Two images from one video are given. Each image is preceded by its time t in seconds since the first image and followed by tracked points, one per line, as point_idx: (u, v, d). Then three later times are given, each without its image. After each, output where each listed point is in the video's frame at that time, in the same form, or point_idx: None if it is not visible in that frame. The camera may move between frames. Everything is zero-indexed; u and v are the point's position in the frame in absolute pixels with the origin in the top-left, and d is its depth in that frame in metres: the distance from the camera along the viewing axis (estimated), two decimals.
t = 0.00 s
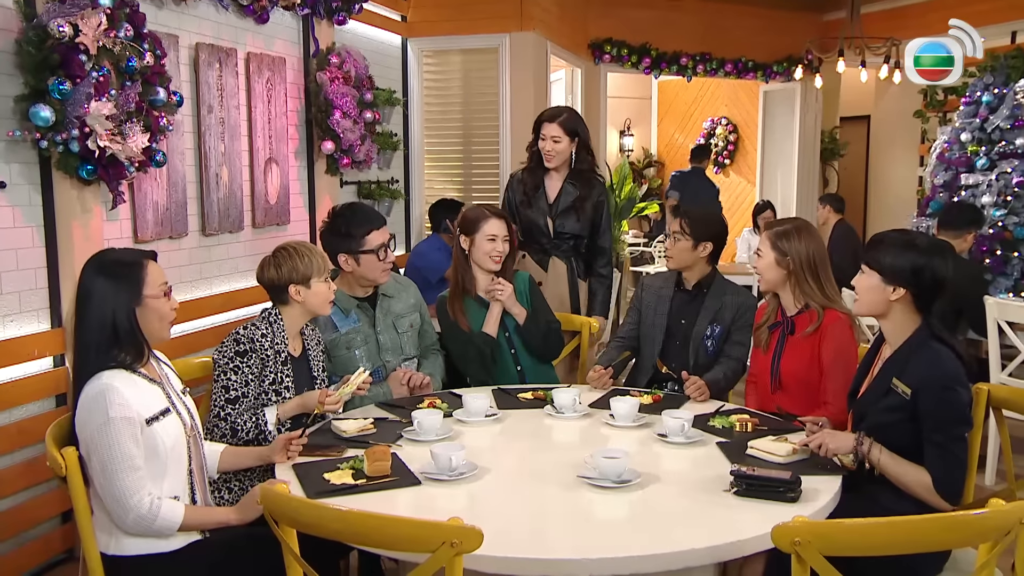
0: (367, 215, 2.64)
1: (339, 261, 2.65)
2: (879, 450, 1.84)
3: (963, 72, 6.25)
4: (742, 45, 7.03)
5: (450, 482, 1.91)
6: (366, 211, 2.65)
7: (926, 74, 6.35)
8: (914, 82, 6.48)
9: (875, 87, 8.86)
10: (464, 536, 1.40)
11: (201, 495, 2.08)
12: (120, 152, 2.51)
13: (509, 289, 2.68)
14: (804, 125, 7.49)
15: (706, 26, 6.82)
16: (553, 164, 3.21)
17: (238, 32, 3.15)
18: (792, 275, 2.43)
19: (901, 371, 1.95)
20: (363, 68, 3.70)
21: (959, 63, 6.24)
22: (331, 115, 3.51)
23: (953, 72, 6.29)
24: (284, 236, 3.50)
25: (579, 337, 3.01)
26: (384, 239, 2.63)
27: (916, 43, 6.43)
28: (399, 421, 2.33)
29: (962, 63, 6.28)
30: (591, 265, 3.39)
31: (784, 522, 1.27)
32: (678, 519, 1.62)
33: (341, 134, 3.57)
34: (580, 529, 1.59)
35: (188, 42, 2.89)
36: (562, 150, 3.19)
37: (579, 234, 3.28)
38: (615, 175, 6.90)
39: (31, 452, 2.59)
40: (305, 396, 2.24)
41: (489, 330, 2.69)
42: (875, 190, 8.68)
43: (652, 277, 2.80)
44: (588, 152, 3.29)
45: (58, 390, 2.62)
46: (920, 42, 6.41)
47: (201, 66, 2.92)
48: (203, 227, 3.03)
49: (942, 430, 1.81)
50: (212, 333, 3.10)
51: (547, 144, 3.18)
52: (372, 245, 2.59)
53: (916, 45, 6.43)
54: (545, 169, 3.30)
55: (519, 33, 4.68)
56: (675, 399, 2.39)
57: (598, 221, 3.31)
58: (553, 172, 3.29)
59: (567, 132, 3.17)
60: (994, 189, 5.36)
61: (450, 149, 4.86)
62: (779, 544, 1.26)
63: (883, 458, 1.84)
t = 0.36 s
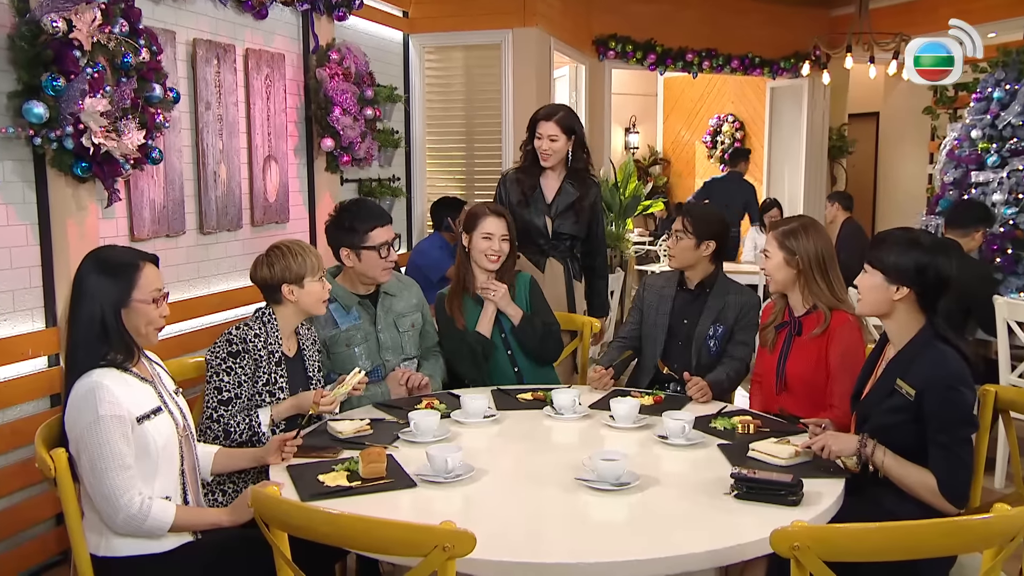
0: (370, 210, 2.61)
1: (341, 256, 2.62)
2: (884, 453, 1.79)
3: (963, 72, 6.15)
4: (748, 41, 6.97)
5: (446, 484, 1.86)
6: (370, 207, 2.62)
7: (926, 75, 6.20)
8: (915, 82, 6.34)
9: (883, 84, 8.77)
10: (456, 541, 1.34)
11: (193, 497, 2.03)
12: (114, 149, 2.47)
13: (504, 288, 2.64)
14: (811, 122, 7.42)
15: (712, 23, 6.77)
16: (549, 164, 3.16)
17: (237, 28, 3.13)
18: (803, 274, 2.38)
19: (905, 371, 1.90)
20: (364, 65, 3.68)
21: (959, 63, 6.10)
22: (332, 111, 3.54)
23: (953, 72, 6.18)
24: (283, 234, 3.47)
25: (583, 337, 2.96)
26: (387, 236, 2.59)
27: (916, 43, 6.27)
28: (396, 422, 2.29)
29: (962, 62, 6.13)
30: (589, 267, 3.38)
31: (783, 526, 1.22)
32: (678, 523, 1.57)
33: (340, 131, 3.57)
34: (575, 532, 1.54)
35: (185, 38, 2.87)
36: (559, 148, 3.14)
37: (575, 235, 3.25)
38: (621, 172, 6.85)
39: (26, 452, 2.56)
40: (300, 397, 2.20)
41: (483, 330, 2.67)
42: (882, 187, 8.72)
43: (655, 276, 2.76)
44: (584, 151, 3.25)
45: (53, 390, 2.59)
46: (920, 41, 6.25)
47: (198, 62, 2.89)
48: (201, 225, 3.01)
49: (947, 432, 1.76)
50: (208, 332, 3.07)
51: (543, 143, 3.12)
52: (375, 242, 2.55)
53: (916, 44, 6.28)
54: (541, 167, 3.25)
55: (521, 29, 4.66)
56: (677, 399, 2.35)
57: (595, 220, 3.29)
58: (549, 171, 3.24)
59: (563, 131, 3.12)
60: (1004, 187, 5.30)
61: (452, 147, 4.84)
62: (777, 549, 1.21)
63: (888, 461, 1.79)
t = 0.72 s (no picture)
0: (371, 207, 2.57)
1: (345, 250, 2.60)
2: (888, 454, 1.76)
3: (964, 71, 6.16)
4: (754, 38, 6.92)
5: (443, 486, 1.82)
6: (375, 204, 2.58)
7: (925, 75, 6.25)
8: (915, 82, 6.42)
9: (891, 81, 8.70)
10: (450, 545, 1.28)
11: (186, 499, 1.99)
12: (110, 146, 2.44)
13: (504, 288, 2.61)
14: (818, 119, 7.36)
15: (718, 19, 6.71)
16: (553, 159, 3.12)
17: (234, 24, 3.10)
18: (810, 273, 2.33)
19: (909, 371, 1.85)
20: (364, 61, 3.66)
21: (958, 64, 6.12)
22: (332, 108, 3.52)
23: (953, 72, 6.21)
24: (283, 233, 3.45)
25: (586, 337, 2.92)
26: (393, 235, 2.56)
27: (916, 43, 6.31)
28: (393, 423, 2.26)
29: (963, 62, 6.15)
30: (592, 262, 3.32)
31: (782, 530, 1.19)
32: (678, 527, 1.53)
33: (340, 129, 3.55)
34: (571, 534, 1.51)
35: (182, 34, 2.84)
36: (561, 142, 3.10)
37: (583, 231, 3.22)
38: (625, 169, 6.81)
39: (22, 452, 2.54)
40: (296, 397, 2.16)
41: (482, 330, 2.64)
42: (890, 184, 8.64)
43: (658, 274, 2.72)
44: (586, 145, 3.22)
45: (49, 390, 2.57)
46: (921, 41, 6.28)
47: (196, 59, 2.87)
48: (199, 223, 2.99)
49: (951, 433, 1.72)
50: (206, 332, 3.04)
51: (545, 137, 3.09)
52: (377, 240, 2.52)
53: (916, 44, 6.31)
54: (543, 163, 3.21)
55: (524, 25, 4.64)
56: (678, 400, 2.31)
57: (601, 215, 3.25)
58: (552, 167, 3.20)
59: (565, 124, 3.08)
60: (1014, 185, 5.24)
61: (454, 144, 4.81)
62: (776, 553, 1.18)
63: (893, 462, 1.75)
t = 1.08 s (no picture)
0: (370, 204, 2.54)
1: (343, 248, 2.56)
2: (890, 455, 1.71)
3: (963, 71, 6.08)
4: (758, 35, 6.87)
5: (440, 487, 1.79)
6: (374, 202, 2.56)
7: (926, 75, 6.18)
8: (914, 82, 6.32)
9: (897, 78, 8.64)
10: (444, 548, 1.23)
11: (179, 502, 1.96)
12: (106, 144, 2.42)
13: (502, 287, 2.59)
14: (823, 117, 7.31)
15: (722, 16, 6.67)
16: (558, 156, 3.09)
17: (232, 20, 3.08)
18: (815, 272, 2.30)
19: (910, 371, 1.82)
20: (364, 59, 3.64)
21: (959, 64, 6.07)
22: (330, 106, 3.48)
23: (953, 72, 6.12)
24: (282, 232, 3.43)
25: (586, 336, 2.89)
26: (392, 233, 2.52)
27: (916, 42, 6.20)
28: (390, 423, 2.23)
29: (963, 63, 6.10)
30: (605, 260, 3.29)
31: (781, 532, 1.15)
32: (677, 529, 1.50)
33: (340, 126, 3.53)
34: (566, 537, 1.47)
35: (179, 31, 2.82)
36: (566, 138, 3.06)
37: (591, 227, 3.17)
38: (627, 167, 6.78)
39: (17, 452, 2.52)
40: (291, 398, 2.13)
41: (482, 331, 2.62)
42: (897, 183, 8.58)
43: (659, 274, 2.68)
44: (591, 140, 3.17)
45: (44, 390, 2.55)
46: (920, 42, 6.20)
47: (193, 56, 2.84)
48: (197, 221, 2.96)
49: (954, 434, 1.68)
50: (204, 331, 3.02)
51: (550, 134, 3.06)
52: (374, 238, 2.49)
53: (916, 44, 6.22)
54: (548, 161, 3.18)
55: (526, 22, 4.62)
56: (678, 400, 2.28)
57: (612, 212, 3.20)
58: (557, 164, 3.17)
59: (570, 120, 3.05)
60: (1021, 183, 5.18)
61: (455, 142, 4.78)
62: (775, 556, 1.14)
63: (895, 463, 1.71)
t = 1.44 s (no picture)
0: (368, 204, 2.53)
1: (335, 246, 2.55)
2: (890, 456, 1.70)
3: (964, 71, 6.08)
4: (759, 35, 6.86)
5: (437, 489, 1.78)
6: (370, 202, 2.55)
7: (925, 75, 6.17)
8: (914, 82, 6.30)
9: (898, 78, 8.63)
10: (440, 550, 1.22)
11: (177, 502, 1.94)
12: (102, 143, 2.41)
13: (502, 288, 2.58)
14: (824, 117, 7.30)
15: (722, 16, 6.66)
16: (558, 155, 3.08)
17: (231, 20, 3.08)
18: (818, 272, 2.29)
19: (910, 371, 1.81)
20: (363, 59, 3.64)
21: (959, 63, 6.05)
22: (329, 106, 3.50)
23: (952, 73, 6.10)
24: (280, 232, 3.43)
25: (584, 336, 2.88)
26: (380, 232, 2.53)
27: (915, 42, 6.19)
28: (388, 424, 2.22)
29: (962, 63, 6.08)
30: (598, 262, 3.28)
31: (778, 534, 1.14)
32: (676, 531, 1.48)
33: (338, 126, 3.54)
34: (563, 538, 1.46)
35: (177, 30, 2.81)
36: (568, 136, 3.05)
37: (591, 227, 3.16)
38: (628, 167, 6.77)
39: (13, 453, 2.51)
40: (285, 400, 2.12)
41: (482, 333, 2.61)
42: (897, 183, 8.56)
43: (658, 274, 2.67)
44: (593, 139, 3.16)
45: (41, 391, 2.54)
46: (920, 42, 6.19)
47: (191, 55, 2.84)
48: (195, 222, 2.96)
49: (953, 434, 1.67)
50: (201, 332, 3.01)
51: (551, 131, 3.05)
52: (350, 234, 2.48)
53: (915, 44, 6.21)
54: (549, 160, 3.18)
55: (525, 21, 4.62)
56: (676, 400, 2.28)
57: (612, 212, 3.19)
58: (558, 163, 3.16)
59: (572, 118, 3.05)
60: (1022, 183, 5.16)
61: (454, 142, 4.78)
62: (771, 559, 1.13)
63: (894, 464, 1.70)
